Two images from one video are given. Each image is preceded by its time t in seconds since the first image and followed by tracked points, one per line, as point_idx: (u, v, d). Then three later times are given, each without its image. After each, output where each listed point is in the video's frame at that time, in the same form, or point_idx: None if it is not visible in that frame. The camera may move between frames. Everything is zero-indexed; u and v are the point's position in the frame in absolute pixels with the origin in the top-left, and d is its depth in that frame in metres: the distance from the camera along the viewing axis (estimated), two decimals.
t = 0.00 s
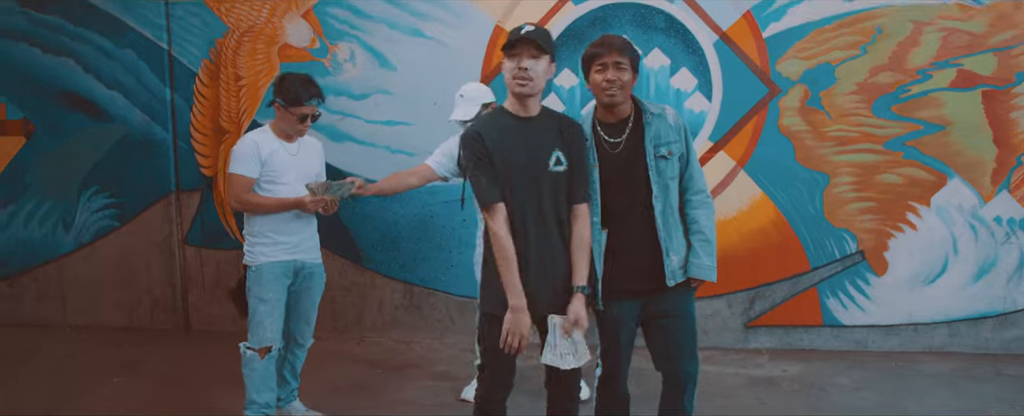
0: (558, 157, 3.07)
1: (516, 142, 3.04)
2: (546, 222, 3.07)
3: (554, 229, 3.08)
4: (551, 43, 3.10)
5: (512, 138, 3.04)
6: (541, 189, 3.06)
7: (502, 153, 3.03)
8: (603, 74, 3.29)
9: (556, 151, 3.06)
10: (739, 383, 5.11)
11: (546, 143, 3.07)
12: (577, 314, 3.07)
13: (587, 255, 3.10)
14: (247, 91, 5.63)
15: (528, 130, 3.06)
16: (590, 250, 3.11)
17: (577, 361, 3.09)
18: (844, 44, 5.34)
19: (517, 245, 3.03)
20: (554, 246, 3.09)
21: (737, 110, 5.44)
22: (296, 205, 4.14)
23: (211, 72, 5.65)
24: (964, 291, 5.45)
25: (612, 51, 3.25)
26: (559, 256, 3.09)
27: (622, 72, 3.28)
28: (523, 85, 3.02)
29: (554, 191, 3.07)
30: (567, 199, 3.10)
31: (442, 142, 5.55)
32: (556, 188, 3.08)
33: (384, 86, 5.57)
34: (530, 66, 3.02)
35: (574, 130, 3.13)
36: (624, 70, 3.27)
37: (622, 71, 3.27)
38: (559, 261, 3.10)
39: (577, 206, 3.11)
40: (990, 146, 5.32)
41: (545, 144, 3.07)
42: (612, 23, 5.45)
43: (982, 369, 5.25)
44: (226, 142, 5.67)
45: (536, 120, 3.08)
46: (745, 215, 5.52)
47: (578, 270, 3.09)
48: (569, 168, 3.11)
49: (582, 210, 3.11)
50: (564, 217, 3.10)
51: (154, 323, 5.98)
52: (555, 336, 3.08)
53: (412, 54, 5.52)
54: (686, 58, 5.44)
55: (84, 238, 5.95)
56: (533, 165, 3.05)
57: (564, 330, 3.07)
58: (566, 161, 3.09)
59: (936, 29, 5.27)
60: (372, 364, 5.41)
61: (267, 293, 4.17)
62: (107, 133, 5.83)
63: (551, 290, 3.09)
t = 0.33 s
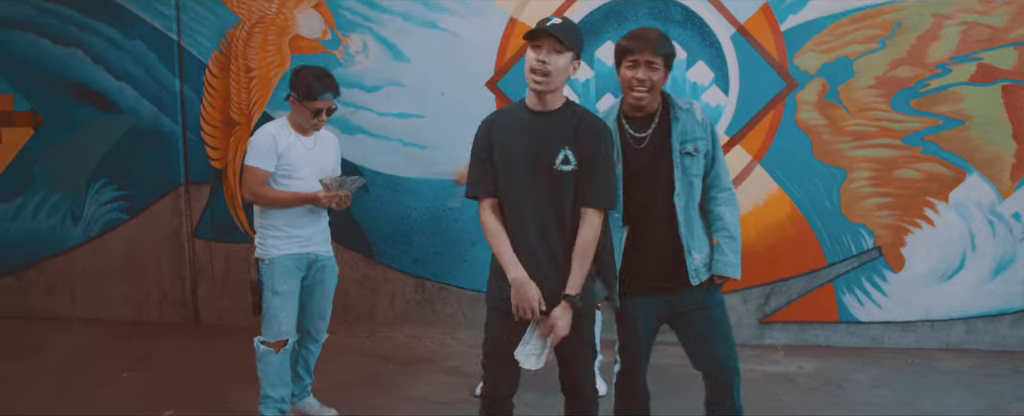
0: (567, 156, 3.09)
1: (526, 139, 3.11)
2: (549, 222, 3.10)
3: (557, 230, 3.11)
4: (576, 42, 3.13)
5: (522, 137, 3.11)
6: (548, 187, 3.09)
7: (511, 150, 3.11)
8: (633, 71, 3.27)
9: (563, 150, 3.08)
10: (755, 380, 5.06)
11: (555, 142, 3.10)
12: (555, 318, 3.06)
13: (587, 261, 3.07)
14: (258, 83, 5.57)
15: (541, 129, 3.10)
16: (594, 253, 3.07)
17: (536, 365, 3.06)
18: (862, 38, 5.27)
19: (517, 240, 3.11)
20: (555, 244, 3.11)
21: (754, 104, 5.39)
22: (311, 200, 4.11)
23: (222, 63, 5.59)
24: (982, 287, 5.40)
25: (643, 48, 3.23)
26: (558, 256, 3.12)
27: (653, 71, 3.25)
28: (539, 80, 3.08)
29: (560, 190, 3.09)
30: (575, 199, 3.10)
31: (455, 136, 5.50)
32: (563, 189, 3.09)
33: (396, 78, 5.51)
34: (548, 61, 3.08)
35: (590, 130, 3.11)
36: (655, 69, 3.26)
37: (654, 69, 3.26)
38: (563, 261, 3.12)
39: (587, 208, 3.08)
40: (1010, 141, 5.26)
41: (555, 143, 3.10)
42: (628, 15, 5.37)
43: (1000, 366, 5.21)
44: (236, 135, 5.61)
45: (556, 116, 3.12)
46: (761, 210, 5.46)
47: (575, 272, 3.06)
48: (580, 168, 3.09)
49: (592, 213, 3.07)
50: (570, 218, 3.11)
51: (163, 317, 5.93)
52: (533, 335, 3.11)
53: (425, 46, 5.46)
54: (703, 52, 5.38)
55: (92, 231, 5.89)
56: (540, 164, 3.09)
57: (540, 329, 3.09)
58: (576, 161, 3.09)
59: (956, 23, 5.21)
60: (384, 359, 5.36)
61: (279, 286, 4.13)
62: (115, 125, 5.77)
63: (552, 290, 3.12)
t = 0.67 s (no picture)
0: (563, 147, 2.94)
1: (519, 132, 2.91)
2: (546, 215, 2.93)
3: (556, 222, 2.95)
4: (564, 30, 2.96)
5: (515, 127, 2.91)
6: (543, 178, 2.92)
7: (503, 142, 2.90)
8: (680, 57, 3.05)
9: (561, 140, 2.93)
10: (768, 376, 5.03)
11: (551, 133, 2.93)
12: (566, 308, 2.91)
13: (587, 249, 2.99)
14: (266, 76, 5.49)
15: (537, 119, 2.92)
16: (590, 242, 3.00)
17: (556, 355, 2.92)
18: (876, 32, 5.25)
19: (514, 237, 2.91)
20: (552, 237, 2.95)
21: (767, 98, 5.37)
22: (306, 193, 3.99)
23: (228, 56, 5.51)
24: (993, 283, 5.38)
25: (694, 34, 3.03)
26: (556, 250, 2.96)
27: (703, 59, 3.04)
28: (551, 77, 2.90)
29: (556, 181, 2.94)
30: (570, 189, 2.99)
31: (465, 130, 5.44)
32: (559, 179, 2.94)
33: (406, 72, 5.44)
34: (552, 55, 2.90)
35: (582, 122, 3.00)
36: (704, 56, 3.04)
37: (703, 57, 3.04)
38: (559, 256, 2.97)
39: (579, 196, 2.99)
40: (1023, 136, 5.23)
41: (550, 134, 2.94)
42: (640, 9, 5.37)
43: (1012, 362, 5.19)
44: (243, 129, 5.54)
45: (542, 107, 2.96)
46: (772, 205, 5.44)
47: (577, 263, 2.97)
48: (576, 159, 2.98)
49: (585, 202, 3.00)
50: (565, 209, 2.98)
51: (168, 314, 5.85)
52: (542, 329, 2.94)
53: (435, 40, 5.40)
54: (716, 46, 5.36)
55: (95, 227, 5.81)
56: (535, 155, 2.92)
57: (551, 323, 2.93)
58: (572, 151, 2.96)
59: (970, 17, 5.19)
60: (394, 356, 5.31)
61: (277, 279, 4.08)
62: (119, 119, 5.68)
63: (549, 287, 2.96)
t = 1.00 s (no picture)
0: (542, 140, 2.94)
1: (495, 130, 2.91)
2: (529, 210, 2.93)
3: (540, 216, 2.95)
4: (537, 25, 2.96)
5: (495, 126, 2.92)
6: (525, 173, 2.92)
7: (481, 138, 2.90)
8: (725, 48, 3.01)
9: (539, 134, 2.93)
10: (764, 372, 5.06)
11: (529, 126, 2.94)
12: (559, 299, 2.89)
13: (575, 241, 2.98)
14: (255, 71, 5.39)
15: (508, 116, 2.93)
16: (579, 233, 2.99)
17: (551, 348, 2.88)
18: (868, 30, 5.31)
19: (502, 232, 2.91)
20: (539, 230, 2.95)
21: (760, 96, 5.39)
22: (281, 186, 3.94)
23: (217, 50, 5.41)
24: (981, 277, 5.45)
25: (741, 26, 2.98)
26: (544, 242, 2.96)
27: (747, 50, 2.99)
28: (508, 73, 2.90)
29: (539, 175, 2.93)
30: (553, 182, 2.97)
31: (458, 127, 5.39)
32: (542, 172, 2.94)
33: (398, 67, 5.38)
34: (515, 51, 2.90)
35: (561, 115, 2.99)
36: (749, 47, 2.99)
37: (748, 48, 2.99)
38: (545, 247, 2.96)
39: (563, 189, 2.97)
40: (1009, 133, 5.30)
41: (529, 128, 2.94)
42: (634, 5, 5.36)
43: (999, 355, 5.27)
44: (232, 125, 5.44)
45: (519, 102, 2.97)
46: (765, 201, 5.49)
47: (566, 253, 2.96)
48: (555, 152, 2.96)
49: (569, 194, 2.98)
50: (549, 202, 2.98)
51: (155, 313, 5.73)
52: (537, 322, 2.93)
53: (428, 35, 5.34)
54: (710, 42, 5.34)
55: (79, 225, 5.68)
56: (516, 150, 2.91)
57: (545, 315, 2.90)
58: (551, 144, 2.95)
59: (959, 15, 5.25)
60: (388, 354, 5.25)
61: (258, 281, 4.04)
62: (104, 114, 5.56)
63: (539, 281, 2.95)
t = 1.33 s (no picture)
0: (516, 145, 2.92)
1: (471, 132, 2.91)
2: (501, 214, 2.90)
3: (511, 220, 2.92)
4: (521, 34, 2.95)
5: (467, 129, 2.91)
6: (498, 178, 2.91)
7: (454, 139, 2.91)
8: (746, 47, 2.98)
9: (512, 139, 2.91)
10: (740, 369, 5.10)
11: (504, 131, 2.92)
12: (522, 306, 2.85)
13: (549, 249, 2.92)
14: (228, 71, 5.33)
15: (482, 120, 2.92)
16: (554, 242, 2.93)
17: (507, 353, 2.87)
18: (839, 30, 5.38)
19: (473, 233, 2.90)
20: (510, 234, 2.92)
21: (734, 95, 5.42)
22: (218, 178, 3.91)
23: (189, 49, 5.36)
24: (951, 274, 5.53)
25: (762, 25, 2.95)
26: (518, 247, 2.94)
27: (768, 50, 2.97)
28: (484, 78, 2.88)
29: (511, 180, 2.91)
30: (529, 188, 2.94)
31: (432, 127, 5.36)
32: (512, 178, 2.91)
33: (373, 67, 5.36)
34: (491, 58, 2.86)
35: (540, 121, 2.96)
36: (771, 46, 2.97)
37: (769, 47, 2.97)
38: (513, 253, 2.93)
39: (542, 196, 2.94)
40: (977, 132, 5.38)
41: (504, 132, 2.92)
42: (610, 4, 5.37)
43: (969, 350, 5.35)
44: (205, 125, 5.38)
45: (499, 106, 2.95)
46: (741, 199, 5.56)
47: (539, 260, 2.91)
48: (530, 159, 2.94)
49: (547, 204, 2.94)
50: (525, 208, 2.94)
51: (126, 316, 5.65)
52: (499, 324, 2.90)
53: (403, 34, 5.32)
54: (684, 42, 5.37)
55: (49, 227, 5.59)
56: (489, 153, 2.90)
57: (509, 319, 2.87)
58: (525, 150, 2.93)
59: (928, 16, 5.33)
60: (364, 355, 5.22)
61: (213, 281, 4.03)
62: (73, 114, 5.48)
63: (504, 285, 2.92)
